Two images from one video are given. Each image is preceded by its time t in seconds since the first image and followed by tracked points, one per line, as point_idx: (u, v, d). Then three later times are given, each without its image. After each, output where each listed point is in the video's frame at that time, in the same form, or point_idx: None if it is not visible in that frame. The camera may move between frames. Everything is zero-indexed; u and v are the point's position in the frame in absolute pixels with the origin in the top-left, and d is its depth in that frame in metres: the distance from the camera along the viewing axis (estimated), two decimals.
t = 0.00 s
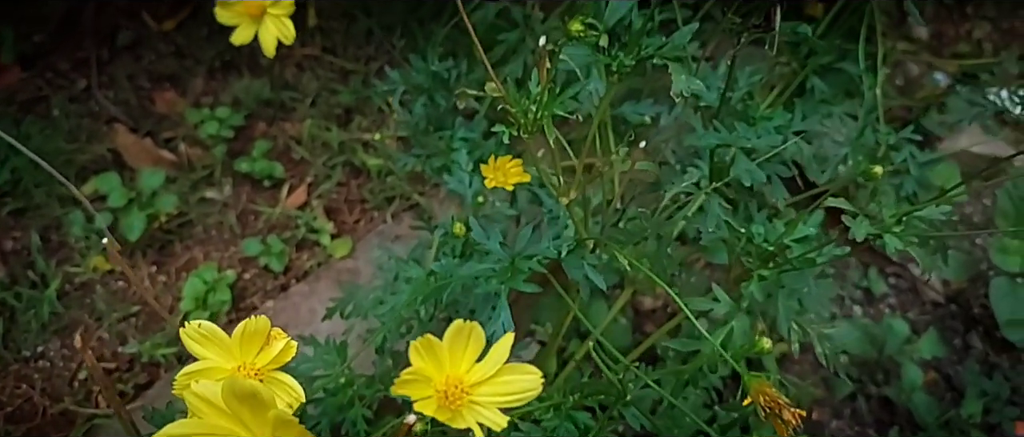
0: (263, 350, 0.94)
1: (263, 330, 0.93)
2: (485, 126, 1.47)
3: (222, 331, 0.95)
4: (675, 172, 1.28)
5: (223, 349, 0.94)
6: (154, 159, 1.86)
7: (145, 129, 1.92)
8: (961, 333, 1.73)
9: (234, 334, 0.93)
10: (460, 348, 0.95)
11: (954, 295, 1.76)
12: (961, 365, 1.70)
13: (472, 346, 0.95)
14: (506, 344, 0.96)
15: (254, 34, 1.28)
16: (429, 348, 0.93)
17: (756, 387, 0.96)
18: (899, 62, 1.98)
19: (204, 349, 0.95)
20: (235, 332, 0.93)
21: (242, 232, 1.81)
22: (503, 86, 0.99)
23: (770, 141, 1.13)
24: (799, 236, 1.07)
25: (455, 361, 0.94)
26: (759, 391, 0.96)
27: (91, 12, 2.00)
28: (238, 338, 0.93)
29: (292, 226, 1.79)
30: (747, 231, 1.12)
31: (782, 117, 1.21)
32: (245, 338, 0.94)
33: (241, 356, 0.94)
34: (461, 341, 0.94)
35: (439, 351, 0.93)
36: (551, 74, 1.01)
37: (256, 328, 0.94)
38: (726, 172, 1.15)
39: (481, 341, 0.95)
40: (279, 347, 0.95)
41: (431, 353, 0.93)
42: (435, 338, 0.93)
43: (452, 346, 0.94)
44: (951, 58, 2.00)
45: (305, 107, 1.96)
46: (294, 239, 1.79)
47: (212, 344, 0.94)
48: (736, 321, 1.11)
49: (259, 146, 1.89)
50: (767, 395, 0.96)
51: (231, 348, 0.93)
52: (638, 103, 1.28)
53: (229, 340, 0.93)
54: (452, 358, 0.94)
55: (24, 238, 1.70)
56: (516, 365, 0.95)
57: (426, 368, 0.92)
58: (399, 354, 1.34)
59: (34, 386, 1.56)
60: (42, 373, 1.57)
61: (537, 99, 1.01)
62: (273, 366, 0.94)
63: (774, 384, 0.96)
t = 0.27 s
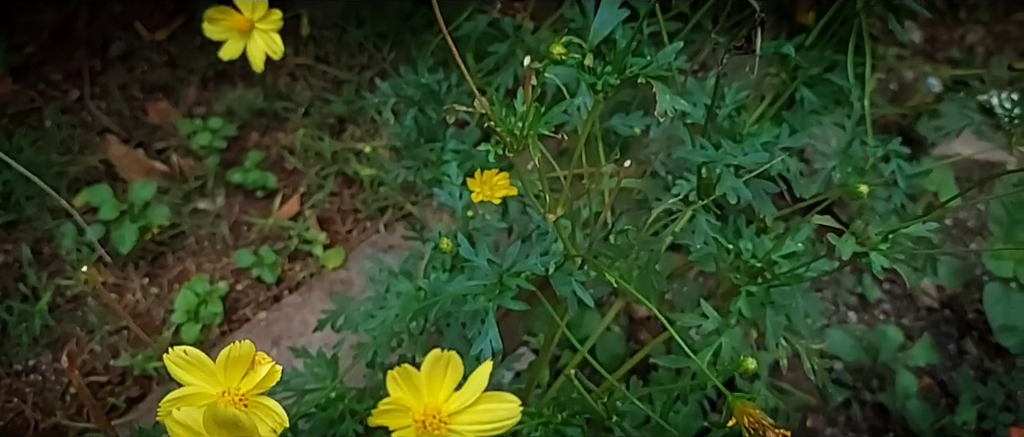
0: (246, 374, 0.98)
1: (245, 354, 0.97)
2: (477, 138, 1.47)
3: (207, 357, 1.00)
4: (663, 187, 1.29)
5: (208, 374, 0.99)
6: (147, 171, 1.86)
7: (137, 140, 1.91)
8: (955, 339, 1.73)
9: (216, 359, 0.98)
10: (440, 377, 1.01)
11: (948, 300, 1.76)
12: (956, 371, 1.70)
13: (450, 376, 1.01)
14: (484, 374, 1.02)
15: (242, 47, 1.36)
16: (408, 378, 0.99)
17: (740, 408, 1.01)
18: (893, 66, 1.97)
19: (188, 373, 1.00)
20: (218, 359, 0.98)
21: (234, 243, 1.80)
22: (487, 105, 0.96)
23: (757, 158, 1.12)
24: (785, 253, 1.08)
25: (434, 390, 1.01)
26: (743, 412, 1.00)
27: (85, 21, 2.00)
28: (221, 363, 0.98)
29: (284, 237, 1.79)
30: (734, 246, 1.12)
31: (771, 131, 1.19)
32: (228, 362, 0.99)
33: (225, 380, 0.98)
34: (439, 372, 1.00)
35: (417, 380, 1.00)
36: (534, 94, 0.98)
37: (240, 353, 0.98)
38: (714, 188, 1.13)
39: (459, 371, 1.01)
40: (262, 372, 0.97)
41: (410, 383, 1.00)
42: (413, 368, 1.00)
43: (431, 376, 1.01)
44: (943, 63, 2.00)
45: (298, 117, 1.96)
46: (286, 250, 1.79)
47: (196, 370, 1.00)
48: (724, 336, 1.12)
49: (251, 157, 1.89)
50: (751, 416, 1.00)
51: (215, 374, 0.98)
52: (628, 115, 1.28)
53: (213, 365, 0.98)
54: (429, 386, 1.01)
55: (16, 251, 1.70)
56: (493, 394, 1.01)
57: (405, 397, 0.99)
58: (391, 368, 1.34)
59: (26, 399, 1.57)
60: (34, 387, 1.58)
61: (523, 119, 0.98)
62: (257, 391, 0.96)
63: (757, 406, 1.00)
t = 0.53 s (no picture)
0: (228, 399, 0.99)
1: (228, 381, 0.98)
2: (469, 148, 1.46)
3: (185, 380, 0.99)
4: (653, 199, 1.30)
5: (188, 398, 0.99)
6: (139, 181, 1.85)
7: (130, 151, 1.91)
8: (950, 343, 1.73)
9: (199, 387, 0.97)
10: (420, 404, 0.98)
11: (942, 304, 1.76)
12: (951, 375, 1.70)
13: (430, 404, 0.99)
14: (465, 400, 1.01)
15: (230, 59, 1.36)
16: (386, 407, 0.96)
17: (725, 427, 1.04)
18: (889, 69, 1.96)
19: (166, 397, 0.99)
20: (199, 385, 0.97)
21: (228, 253, 1.80)
22: (470, 124, 0.94)
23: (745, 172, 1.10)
24: (772, 265, 1.10)
25: (414, 418, 0.98)
26: (727, 431, 1.04)
27: (77, 31, 1.99)
28: (203, 389, 0.98)
29: (278, 247, 1.79)
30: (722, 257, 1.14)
31: (759, 144, 1.17)
32: (208, 386, 0.99)
33: (206, 405, 0.99)
34: (419, 401, 0.97)
35: (394, 408, 0.97)
36: (517, 113, 0.96)
37: (221, 379, 0.98)
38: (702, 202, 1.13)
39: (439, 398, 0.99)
40: (245, 398, 0.99)
41: (389, 412, 0.97)
42: (391, 397, 0.96)
43: (410, 404, 0.98)
44: (938, 67, 2.00)
45: (291, 126, 1.95)
46: (280, 259, 1.79)
47: (175, 394, 0.98)
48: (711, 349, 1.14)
49: (244, 167, 1.89)
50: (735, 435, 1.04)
51: (197, 400, 0.98)
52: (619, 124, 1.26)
53: (194, 392, 0.97)
54: (407, 412, 0.98)
55: (8, 263, 1.70)
56: (475, 422, 1.01)
57: (383, 427, 0.97)
58: (383, 380, 1.33)
59: (17, 412, 1.57)
60: (26, 399, 1.58)
61: (506, 135, 0.96)
62: (237, 416, 0.98)
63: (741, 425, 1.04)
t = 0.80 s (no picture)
0: (210, 422, 0.98)
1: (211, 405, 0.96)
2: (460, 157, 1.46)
3: (166, 402, 0.97)
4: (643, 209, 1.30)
5: (168, 421, 0.97)
6: (130, 191, 1.85)
7: (121, 161, 1.89)
8: (946, 346, 1.72)
9: (180, 411, 0.96)
10: (393, 429, 0.98)
11: (938, 308, 1.75)
12: (946, 379, 1.69)
13: (405, 428, 0.98)
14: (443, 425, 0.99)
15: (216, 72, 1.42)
16: (358, 431, 0.96)
17: None
18: (883, 72, 1.96)
19: (145, 420, 0.97)
20: (181, 409, 0.96)
21: (220, 262, 1.80)
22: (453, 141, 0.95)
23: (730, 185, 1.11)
24: (759, 277, 1.12)
25: None
26: None
27: (68, 39, 1.99)
28: (185, 413, 0.96)
29: (270, 256, 1.78)
30: (710, 270, 1.15)
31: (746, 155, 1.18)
32: (189, 408, 0.97)
33: (188, 428, 0.97)
34: (391, 425, 0.97)
35: (368, 432, 0.96)
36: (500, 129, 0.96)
37: (203, 402, 0.97)
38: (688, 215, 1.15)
39: (414, 423, 0.99)
40: (226, 422, 0.97)
41: None
42: (363, 421, 0.96)
43: (383, 428, 0.98)
44: (932, 70, 1.99)
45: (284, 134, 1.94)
46: (272, 268, 1.78)
47: (155, 418, 0.96)
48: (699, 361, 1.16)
49: (236, 176, 1.88)
50: None
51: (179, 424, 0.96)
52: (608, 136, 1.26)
53: (174, 416, 0.96)
54: (381, 436, 0.98)
55: None
56: None
57: None
58: (375, 391, 1.34)
59: (8, 425, 1.57)
60: (16, 412, 1.58)
61: (490, 152, 0.97)
62: None
63: None
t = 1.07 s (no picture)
0: None
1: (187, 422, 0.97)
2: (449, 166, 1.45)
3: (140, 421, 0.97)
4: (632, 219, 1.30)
5: None
6: (121, 199, 1.84)
7: (113, 170, 1.89)
8: (940, 350, 1.71)
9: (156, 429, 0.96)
10: None
11: (932, 311, 1.74)
12: (941, 383, 1.68)
13: None
14: None
15: (203, 85, 1.42)
16: None
17: None
18: (877, 75, 1.95)
19: None
20: (157, 426, 0.96)
21: (211, 271, 1.80)
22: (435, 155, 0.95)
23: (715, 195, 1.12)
24: (747, 288, 1.13)
25: None
26: None
27: (59, 47, 2.00)
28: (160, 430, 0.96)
29: (261, 265, 1.78)
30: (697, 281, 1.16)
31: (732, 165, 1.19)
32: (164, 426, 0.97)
33: None
34: None
35: None
36: (483, 144, 0.97)
37: (179, 419, 0.97)
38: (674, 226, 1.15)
39: None
40: None
41: None
42: None
43: None
44: (926, 72, 1.99)
45: (275, 142, 1.94)
46: (263, 277, 1.78)
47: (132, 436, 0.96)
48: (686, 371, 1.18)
49: (228, 184, 1.87)
50: None
51: None
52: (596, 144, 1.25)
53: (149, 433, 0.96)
54: None
55: None
56: None
57: None
58: (364, 401, 1.35)
59: None
60: (7, 423, 1.58)
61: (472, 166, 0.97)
62: None
63: None
